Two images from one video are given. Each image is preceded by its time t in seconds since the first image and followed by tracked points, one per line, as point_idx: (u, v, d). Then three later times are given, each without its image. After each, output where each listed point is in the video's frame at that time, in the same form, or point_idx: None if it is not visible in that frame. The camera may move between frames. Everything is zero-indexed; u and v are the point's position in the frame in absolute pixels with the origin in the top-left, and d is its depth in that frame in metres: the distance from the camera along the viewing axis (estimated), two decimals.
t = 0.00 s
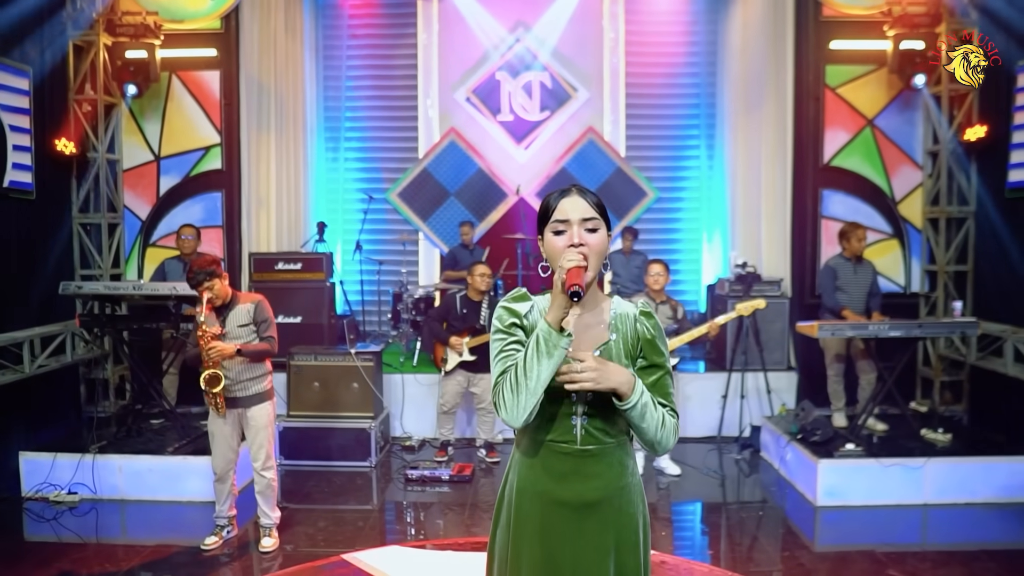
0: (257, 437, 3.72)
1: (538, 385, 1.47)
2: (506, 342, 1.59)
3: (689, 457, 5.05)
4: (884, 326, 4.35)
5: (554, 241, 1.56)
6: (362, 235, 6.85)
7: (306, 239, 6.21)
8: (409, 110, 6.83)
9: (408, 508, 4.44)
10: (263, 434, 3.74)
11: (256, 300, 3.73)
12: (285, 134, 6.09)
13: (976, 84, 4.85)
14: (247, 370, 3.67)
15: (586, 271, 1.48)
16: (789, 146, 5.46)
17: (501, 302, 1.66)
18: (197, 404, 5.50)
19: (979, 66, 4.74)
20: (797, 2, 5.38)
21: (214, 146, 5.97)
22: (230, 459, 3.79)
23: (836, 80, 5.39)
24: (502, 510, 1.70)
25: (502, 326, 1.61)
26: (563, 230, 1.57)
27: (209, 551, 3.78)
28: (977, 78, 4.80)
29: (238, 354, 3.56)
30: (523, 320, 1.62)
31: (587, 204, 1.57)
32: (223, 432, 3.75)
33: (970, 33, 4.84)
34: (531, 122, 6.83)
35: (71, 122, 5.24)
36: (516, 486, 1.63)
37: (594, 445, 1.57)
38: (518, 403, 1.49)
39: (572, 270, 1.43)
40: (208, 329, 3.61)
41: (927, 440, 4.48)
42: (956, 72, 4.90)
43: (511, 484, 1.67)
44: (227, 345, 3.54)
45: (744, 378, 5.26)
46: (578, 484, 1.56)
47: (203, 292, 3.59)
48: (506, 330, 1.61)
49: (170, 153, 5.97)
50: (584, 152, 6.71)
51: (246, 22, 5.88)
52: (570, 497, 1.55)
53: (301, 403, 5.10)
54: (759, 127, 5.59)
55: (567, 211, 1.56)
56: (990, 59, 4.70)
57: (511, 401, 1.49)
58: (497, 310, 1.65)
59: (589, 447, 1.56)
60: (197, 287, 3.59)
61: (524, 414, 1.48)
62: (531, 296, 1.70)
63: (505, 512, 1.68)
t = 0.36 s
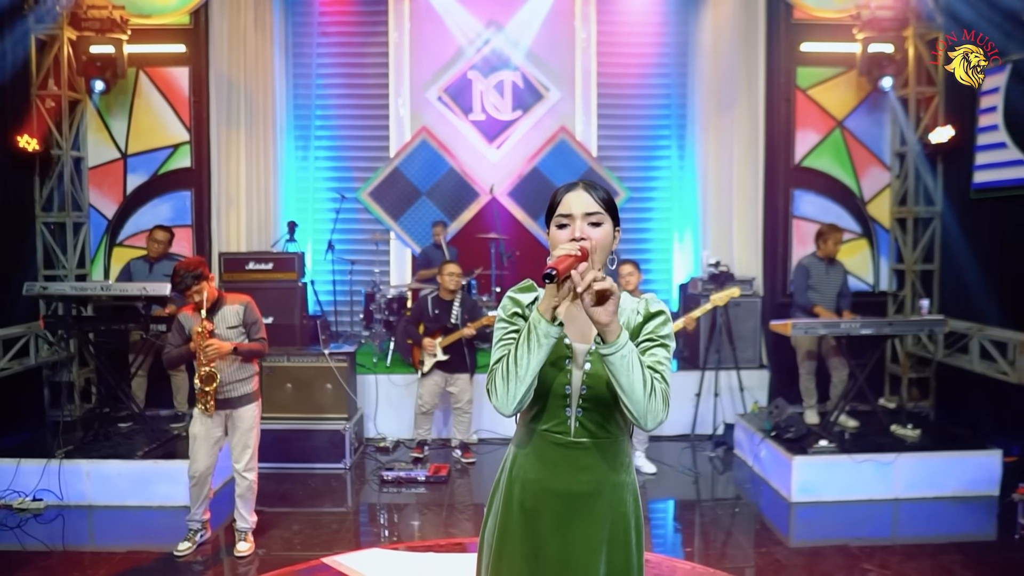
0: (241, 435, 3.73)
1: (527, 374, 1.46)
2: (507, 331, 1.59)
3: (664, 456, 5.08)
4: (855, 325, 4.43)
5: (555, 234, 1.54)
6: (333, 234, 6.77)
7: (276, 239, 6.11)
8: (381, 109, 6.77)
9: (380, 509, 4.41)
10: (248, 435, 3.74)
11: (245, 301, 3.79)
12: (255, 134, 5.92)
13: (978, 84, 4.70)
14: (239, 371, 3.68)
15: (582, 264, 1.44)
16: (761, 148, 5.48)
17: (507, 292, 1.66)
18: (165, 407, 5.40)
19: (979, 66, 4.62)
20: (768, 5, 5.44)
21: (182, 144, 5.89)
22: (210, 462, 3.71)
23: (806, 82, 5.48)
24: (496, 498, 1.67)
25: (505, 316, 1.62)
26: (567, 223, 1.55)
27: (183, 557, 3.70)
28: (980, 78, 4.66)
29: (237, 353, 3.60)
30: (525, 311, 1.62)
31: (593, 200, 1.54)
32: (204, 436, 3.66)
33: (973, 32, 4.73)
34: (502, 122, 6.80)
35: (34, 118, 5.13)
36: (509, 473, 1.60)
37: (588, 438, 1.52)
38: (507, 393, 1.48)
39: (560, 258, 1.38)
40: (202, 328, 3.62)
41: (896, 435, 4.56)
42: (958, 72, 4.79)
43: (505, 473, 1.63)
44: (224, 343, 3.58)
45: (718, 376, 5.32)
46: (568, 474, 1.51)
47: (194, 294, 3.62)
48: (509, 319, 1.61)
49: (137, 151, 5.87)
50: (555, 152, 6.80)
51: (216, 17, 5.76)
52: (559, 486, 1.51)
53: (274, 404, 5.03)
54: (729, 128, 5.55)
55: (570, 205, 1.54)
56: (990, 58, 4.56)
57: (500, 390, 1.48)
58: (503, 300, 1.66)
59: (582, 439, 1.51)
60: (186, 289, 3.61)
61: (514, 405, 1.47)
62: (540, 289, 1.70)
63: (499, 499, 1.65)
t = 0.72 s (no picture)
0: (211, 437, 3.70)
1: (517, 371, 1.46)
2: (496, 327, 1.59)
3: (634, 451, 5.13)
4: (822, 319, 4.51)
5: (546, 229, 1.53)
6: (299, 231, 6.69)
7: (240, 235, 6.02)
8: (347, 105, 6.69)
9: (349, 509, 4.36)
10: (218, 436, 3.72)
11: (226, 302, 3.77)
12: (219, 126, 5.83)
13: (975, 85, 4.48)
14: (219, 372, 3.69)
15: (568, 259, 1.45)
16: (727, 146, 5.57)
17: (496, 288, 1.65)
18: (127, 408, 5.27)
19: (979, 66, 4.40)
20: (735, 4, 5.50)
21: (144, 138, 5.73)
22: (178, 465, 3.63)
23: (773, 80, 5.55)
24: (480, 494, 1.67)
25: (494, 312, 1.61)
26: (557, 219, 1.53)
27: (151, 561, 3.62)
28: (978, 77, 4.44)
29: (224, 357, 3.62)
30: (514, 306, 1.61)
31: (584, 194, 1.53)
32: (177, 438, 3.61)
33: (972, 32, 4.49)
34: (470, 118, 6.79)
35: None
36: (495, 470, 1.59)
37: (577, 436, 1.52)
38: (496, 390, 1.47)
39: (550, 253, 1.41)
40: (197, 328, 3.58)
41: (862, 427, 4.66)
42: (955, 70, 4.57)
43: (491, 468, 1.63)
44: (214, 345, 3.59)
45: (686, 371, 5.38)
46: (556, 471, 1.50)
47: (184, 288, 3.54)
48: (498, 315, 1.60)
49: (96, 146, 5.70)
50: (522, 149, 6.76)
51: (181, 9, 5.66)
52: (546, 483, 1.50)
53: (241, 404, 4.93)
54: (696, 127, 5.64)
55: (561, 200, 1.53)
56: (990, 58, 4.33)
57: (489, 387, 1.48)
58: (492, 296, 1.65)
59: (570, 437, 1.51)
60: (176, 283, 3.53)
61: (504, 401, 1.47)
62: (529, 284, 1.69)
63: (483, 494, 1.64)
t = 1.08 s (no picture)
0: (176, 435, 3.61)
1: (490, 366, 1.44)
2: (465, 321, 1.57)
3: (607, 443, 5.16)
4: (791, 311, 4.57)
5: (519, 221, 1.54)
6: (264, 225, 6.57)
7: (205, 230, 5.90)
8: (313, 97, 6.60)
9: (320, 505, 4.30)
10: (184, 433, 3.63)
11: (197, 301, 3.70)
12: (181, 117, 5.68)
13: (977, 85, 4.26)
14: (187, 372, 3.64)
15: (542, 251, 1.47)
16: (695, 139, 5.60)
17: (465, 279, 1.63)
18: (90, 407, 5.14)
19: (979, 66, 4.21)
20: None
21: (105, 128, 5.63)
22: (144, 463, 3.57)
23: (741, 75, 5.61)
24: (448, 494, 1.64)
25: (464, 305, 1.59)
26: (530, 210, 1.55)
27: (119, 562, 3.53)
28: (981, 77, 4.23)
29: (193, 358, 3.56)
30: (485, 299, 1.60)
31: (558, 185, 1.53)
32: (140, 437, 3.53)
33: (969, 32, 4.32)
34: (437, 110, 6.74)
35: None
36: (464, 469, 1.57)
37: (548, 431, 1.51)
38: (468, 386, 1.45)
39: (524, 245, 1.40)
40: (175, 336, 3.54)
41: (829, 416, 4.75)
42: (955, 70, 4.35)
43: (459, 466, 1.61)
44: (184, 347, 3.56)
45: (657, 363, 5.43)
46: (527, 468, 1.49)
47: (164, 285, 3.47)
48: (468, 308, 1.59)
49: (55, 136, 5.59)
50: (491, 143, 6.83)
51: None
52: (517, 480, 1.49)
53: (208, 401, 4.84)
54: (664, 120, 5.64)
55: (533, 190, 1.54)
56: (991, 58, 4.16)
57: (460, 383, 1.46)
58: (461, 288, 1.63)
59: (543, 432, 1.50)
60: (157, 280, 3.44)
61: (476, 397, 1.45)
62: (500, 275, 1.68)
63: (452, 495, 1.62)
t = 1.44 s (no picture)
0: (138, 437, 3.50)
1: (452, 368, 1.39)
2: (428, 318, 1.53)
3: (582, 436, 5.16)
4: (765, 303, 4.61)
5: (485, 212, 1.53)
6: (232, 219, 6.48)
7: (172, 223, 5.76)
8: (281, 88, 6.49)
9: (292, 503, 4.24)
10: (146, 434, 3.52)
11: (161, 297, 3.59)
12: (146, 104, 5.53)
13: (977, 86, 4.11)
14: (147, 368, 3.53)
15: (508, 245, 1.44)
16: (668, 129, 5.64)
17: (430, 273, 1.59)
18: (53, 405, 5.01)
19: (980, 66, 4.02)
20: None
21: (67, 118, 5.49)
22: (109, 460, 3.52)
23: (714, 69, 5.64)
24: (410, 493, 1.61)
25: (428, 301, 1.56)
26: (496, 200, 1.53)
27: (87, 564, 3.44)
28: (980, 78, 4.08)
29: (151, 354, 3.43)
30: (451, 296, 1.56)
31: (524, 174, 1.53)
32: (102, 437, 3.48)
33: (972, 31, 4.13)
34: (408, 102, 6.68)
35: None
36: (426, 470, 1.54)
37: (514, 432, 1.49)
38: (429, 388, 1.41)
39: (490, 243, 1.37)
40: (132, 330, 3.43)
41: (801, 408, 4.82)
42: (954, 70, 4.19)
43: (421, 465, 1.58)
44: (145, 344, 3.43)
45: (631, 356, 5.45)
46: (494, 469, 1.47)
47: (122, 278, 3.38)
48: (433, 305, 1.55)
49: (14, 126, 5.45)
50: (464, 135, 6.71)
51: None
52: (483, 482, 1.47)
53: (177, 397, 4.74)
54: (637, 113, 5.63)
55: (499, 179, 1.52)
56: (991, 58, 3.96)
57: (421, 384, 1.41)
58: (426, 282, 1.59)
59: (509, 435, 1.47)
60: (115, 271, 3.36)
61: (439, 401, 1.40)
62: (466, 269, 1.63)
63: (414, 495, 1.59)
